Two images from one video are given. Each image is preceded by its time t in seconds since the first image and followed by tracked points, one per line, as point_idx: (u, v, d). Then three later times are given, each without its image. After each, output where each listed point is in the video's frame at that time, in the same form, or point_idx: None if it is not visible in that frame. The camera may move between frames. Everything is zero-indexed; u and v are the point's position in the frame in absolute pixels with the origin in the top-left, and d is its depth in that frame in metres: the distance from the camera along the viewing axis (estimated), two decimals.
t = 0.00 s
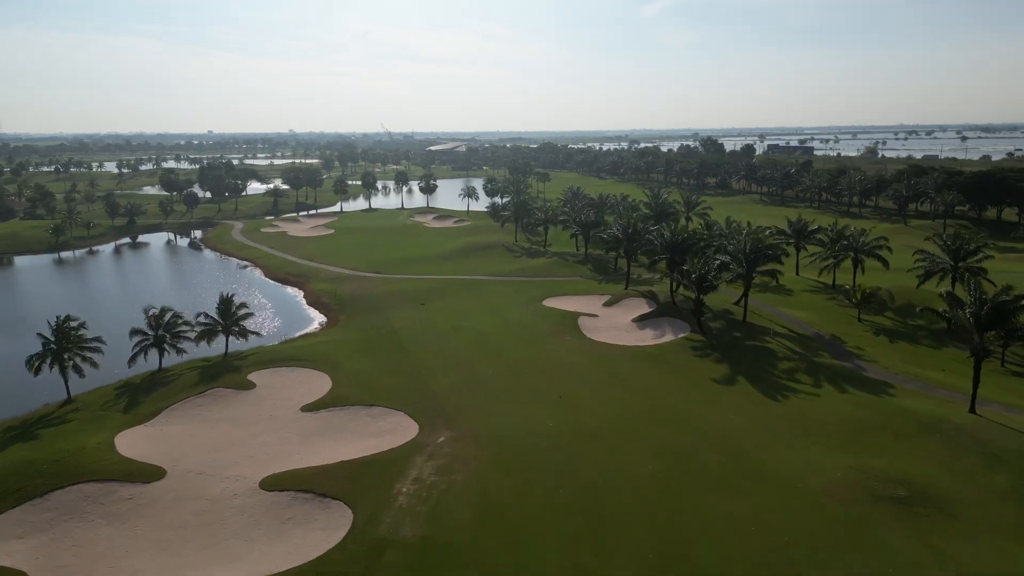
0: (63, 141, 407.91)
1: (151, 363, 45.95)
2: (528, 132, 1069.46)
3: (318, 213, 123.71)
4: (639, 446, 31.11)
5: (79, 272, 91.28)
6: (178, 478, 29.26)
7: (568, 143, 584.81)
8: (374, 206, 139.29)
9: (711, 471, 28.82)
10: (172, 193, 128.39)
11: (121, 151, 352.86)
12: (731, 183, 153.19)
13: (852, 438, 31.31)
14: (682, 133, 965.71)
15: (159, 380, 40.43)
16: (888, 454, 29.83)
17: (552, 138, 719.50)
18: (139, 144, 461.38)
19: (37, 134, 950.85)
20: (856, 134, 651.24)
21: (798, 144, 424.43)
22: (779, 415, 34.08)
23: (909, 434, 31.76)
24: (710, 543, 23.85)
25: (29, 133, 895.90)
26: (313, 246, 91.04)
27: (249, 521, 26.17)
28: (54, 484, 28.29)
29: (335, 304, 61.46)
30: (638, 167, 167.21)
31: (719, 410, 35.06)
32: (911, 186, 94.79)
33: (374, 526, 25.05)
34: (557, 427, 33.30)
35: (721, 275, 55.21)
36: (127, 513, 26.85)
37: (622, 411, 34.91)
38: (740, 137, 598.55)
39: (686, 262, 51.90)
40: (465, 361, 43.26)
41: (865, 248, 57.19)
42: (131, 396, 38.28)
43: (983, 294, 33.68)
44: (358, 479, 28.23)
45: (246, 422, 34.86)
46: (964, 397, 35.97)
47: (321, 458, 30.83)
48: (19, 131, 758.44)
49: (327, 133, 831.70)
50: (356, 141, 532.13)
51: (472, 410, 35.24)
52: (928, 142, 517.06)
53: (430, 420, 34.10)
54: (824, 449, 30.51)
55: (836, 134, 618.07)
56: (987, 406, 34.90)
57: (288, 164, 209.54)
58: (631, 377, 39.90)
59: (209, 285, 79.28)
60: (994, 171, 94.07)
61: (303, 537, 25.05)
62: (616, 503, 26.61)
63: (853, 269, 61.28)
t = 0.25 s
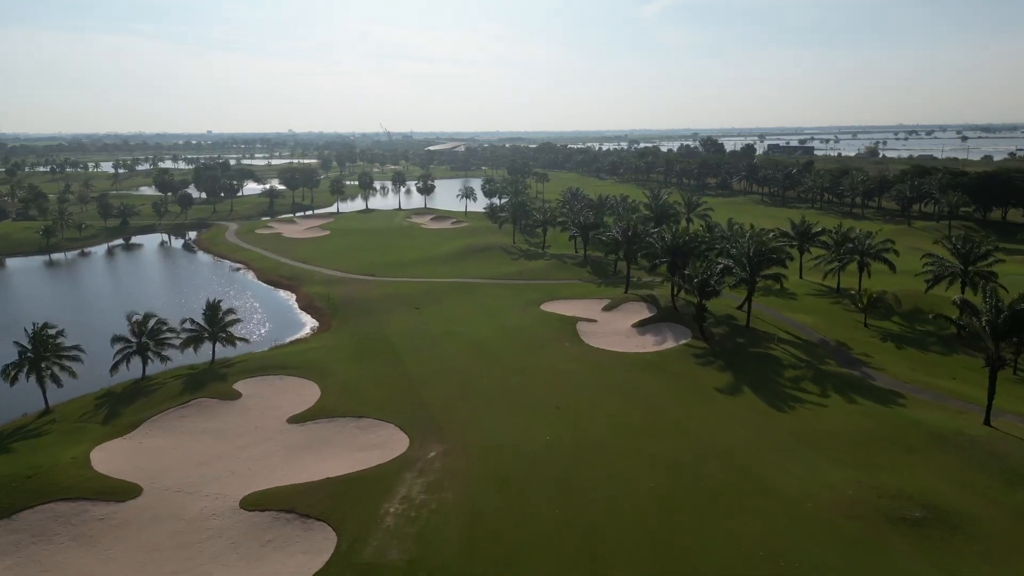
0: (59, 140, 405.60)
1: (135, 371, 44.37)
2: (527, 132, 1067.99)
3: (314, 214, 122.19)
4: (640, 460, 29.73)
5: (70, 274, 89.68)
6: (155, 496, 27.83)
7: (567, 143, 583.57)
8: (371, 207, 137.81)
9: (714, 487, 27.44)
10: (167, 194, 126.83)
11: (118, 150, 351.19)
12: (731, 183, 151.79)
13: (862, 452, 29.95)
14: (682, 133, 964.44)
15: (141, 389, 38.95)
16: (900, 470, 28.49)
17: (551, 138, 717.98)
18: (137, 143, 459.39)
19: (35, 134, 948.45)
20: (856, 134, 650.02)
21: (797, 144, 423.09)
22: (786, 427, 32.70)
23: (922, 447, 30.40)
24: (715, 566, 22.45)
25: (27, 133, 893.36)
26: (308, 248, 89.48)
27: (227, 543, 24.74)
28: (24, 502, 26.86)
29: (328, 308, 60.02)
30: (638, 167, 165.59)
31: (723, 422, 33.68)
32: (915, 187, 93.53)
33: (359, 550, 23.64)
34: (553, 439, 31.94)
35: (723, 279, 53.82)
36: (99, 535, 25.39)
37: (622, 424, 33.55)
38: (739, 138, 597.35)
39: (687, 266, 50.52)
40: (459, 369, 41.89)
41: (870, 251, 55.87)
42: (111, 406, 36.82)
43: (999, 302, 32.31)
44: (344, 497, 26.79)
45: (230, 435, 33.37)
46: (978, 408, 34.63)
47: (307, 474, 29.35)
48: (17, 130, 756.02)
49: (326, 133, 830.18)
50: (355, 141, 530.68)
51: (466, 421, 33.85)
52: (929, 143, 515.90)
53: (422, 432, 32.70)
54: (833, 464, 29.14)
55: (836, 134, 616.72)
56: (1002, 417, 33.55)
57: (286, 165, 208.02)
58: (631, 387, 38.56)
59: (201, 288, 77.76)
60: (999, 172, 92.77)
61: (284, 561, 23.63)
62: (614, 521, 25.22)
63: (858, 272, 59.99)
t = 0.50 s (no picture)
0: (57, 140, 404.31)
1: (119, 379, 42.79)
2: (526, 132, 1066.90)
3: (309, 215, 120.64)
4: (640, 478, 28.36)
5: (59, 277, 88.07)
6: (129, 516, 26.39)
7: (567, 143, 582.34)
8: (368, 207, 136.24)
9: (719, 508, 26.06)
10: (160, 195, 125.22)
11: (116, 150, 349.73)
12: (732, 184, 150.42)
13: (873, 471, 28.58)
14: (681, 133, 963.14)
15: (121, 399, 37.44)
16: (912, 490, 27.18)
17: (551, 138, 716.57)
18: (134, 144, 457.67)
19: (34, 134, 946.14)
20: (856, 134, 648.73)
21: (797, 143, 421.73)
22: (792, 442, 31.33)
23: (936, 466, 29.14)
24: None
25: (26, 133, 889.41)
26: (302, 250, 87.98)
27: (202, 569, 23.31)
28: None
29: (320, 312, 58.55)
30: (638, 167, 164.02)
31: (726, 436, 32.29)
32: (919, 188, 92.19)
33: None
34: (549, 455, 30.57)
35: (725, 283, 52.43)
36: (67, 560, 23.97)
37: (621, 438, 32.12)
38: (739, 138, 596.06)
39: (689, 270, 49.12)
40: (453, 377, 40.47)
41: (876, 255, 54.54)
42: (89, 418, 35.34)
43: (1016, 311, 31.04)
44: (327, 519, 25.36)
45: (212, 448, 31.90)
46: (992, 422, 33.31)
47: (290, 493, 27.87)
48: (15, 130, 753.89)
49: (325, 133, 828.93)
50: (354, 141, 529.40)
51: (458, 435, 32.47)
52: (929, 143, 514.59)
53: (414, 447, 31.24)
54: (842, 483, 27.82)
55: (837, 134, 615.17)
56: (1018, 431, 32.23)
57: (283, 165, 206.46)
58: (631, 397, 37.17)
59: (192, 292, 76.24)
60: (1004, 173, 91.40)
61: None
62: (614, 546, 23.81)
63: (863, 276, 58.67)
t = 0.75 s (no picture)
0: (55, 140, 403.22)
1: (100, 388, 41.17)
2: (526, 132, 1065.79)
3: (306, 216, 119.11)
4: (641, 495, 26.94)
5: (49, 279, 86.48)
6: (100, 538, 24.96)
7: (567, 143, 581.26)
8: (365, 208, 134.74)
9: (726, 528, 24.65)
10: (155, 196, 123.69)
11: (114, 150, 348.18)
12: (733, 185, 149.01)
13: (885, 490, 27.22)
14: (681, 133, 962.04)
15: (101, 409, 35.94)
16: (928, 509, 25.85)
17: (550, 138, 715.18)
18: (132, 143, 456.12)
19: (34, 134, 943.73)
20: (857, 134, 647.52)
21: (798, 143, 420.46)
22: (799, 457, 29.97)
23: (952, 483, 27.83)
24: None
25: (24, 133, 888.09)
26: (296, 252, 86.52)
27: None
28: None
29: (312, 316, 57.12)
30: (638, 167, 162.62)
31: (731, 450, 30.92)
32: (923, 189, 90.89)
33: None
34: (546, 469, 29.11)
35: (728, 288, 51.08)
36: None
37: (621, 452, 30.66)
38: (739, 138, 595.04)
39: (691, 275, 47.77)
40: (447, 386, 39.10)
41: (883, 258, 53.24)
42: (66, 429, 33.84)
43: None
44: (309, 543, 23.94)
45: (192, 462, 30.45)
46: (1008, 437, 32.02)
47: (273, 512, 26.44)
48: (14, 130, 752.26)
49: (325, 133, 827.60)
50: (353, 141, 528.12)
51: (450, 447, 31.02)
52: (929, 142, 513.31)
53: (404, 461, 29.83)
54: (854, 501, 26.46)
55: (837, 134, 613.98)
56: None
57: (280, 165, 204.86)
58: (631, 407, 35.74)
59: (184, 295, 74.72)
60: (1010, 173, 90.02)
61: None
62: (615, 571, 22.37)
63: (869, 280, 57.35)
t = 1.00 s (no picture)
0: (55, 140, 401.73)
1: (79, 397, 39.38)
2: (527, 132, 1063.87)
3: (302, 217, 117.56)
4: (643, 518, 25.61)
5: (39, 280, 84.73)
6: (71, 562, 23.53)
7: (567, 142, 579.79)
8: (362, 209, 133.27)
9: (733, 554, 23.36)
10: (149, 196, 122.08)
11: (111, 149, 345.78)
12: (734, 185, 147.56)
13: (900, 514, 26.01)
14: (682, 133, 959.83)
15: (79, 419, 34.37)
16: (946, 534, 24.66)
17: (551, 137, 713.09)
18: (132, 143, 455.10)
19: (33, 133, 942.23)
20: (858, 134, 645.28)
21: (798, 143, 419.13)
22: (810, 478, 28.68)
23: (970, 506, 26.65)
24: None
25: (23, 132, 885.23)
26: (291, 254, 85.06)
27: None
28: None
29: (305, 321, 55.72)
30: (638, 167, 161.07)
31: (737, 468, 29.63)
32: (928, 191, 89.66)
33: None
34: (542, 488, 27.77)
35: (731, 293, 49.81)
36: None
37: (622, 471, 29.32)
38: (740, 138, 593.11)
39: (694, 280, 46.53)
40: (441, 396, 37.76)
41: (890, 262, 52.06)
42: (42, 442, 32.27)
43: None
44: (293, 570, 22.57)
45: (171, 477, 28.92)
46: None
47: (256, 534, 25.04)
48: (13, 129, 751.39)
49: (324, 133, 825.92)
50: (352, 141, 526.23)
51: (443, 465, 29.66)
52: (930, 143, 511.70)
53: (396, 480, 28.43)
54: (867, 525, 25.24)
55: (837, 134, 612.66)
56: None
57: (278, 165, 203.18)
58: (633, 420, 34.36)
59: (175, 299, 73.11)
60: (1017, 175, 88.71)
61: None
62: None
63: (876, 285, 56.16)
